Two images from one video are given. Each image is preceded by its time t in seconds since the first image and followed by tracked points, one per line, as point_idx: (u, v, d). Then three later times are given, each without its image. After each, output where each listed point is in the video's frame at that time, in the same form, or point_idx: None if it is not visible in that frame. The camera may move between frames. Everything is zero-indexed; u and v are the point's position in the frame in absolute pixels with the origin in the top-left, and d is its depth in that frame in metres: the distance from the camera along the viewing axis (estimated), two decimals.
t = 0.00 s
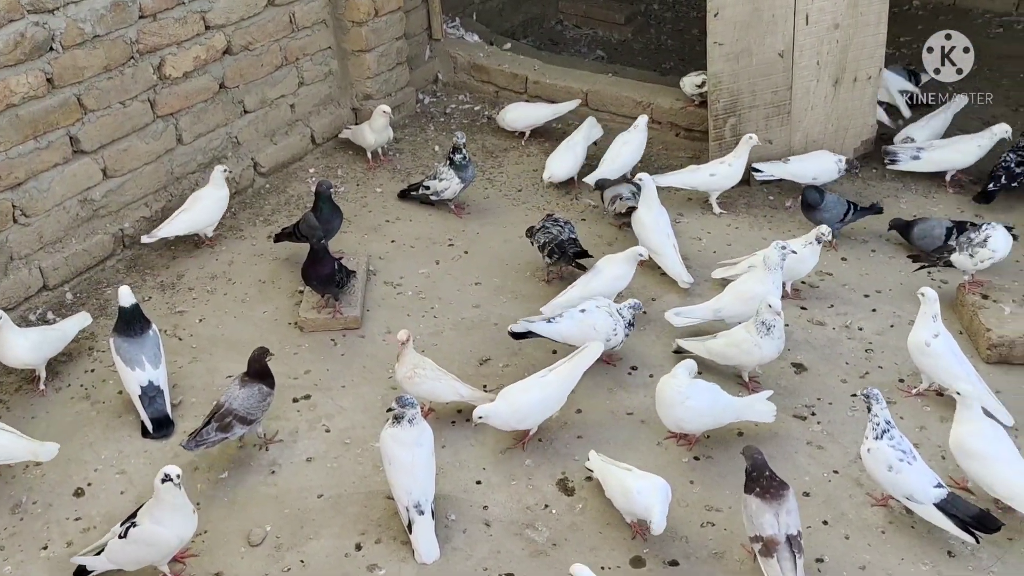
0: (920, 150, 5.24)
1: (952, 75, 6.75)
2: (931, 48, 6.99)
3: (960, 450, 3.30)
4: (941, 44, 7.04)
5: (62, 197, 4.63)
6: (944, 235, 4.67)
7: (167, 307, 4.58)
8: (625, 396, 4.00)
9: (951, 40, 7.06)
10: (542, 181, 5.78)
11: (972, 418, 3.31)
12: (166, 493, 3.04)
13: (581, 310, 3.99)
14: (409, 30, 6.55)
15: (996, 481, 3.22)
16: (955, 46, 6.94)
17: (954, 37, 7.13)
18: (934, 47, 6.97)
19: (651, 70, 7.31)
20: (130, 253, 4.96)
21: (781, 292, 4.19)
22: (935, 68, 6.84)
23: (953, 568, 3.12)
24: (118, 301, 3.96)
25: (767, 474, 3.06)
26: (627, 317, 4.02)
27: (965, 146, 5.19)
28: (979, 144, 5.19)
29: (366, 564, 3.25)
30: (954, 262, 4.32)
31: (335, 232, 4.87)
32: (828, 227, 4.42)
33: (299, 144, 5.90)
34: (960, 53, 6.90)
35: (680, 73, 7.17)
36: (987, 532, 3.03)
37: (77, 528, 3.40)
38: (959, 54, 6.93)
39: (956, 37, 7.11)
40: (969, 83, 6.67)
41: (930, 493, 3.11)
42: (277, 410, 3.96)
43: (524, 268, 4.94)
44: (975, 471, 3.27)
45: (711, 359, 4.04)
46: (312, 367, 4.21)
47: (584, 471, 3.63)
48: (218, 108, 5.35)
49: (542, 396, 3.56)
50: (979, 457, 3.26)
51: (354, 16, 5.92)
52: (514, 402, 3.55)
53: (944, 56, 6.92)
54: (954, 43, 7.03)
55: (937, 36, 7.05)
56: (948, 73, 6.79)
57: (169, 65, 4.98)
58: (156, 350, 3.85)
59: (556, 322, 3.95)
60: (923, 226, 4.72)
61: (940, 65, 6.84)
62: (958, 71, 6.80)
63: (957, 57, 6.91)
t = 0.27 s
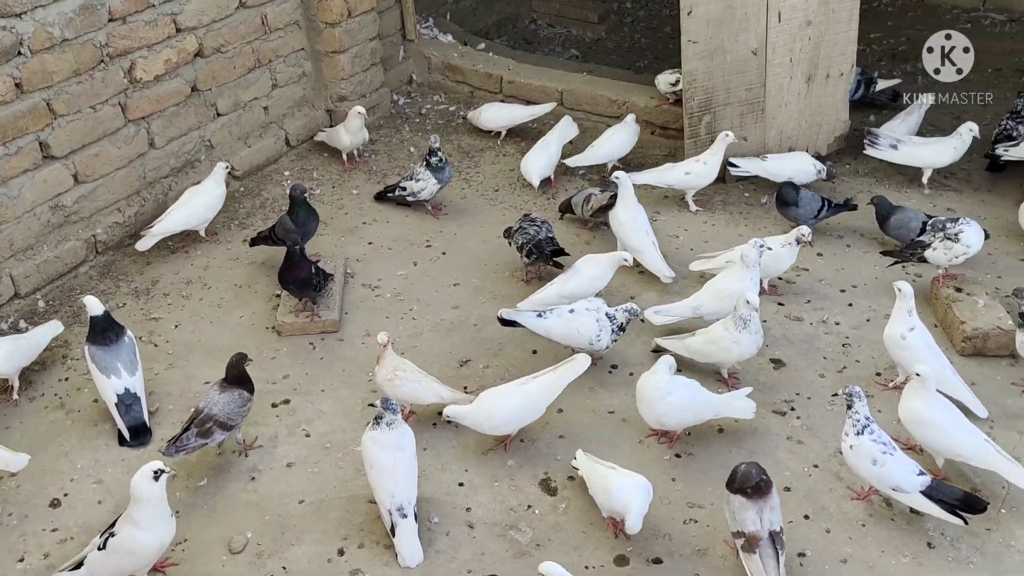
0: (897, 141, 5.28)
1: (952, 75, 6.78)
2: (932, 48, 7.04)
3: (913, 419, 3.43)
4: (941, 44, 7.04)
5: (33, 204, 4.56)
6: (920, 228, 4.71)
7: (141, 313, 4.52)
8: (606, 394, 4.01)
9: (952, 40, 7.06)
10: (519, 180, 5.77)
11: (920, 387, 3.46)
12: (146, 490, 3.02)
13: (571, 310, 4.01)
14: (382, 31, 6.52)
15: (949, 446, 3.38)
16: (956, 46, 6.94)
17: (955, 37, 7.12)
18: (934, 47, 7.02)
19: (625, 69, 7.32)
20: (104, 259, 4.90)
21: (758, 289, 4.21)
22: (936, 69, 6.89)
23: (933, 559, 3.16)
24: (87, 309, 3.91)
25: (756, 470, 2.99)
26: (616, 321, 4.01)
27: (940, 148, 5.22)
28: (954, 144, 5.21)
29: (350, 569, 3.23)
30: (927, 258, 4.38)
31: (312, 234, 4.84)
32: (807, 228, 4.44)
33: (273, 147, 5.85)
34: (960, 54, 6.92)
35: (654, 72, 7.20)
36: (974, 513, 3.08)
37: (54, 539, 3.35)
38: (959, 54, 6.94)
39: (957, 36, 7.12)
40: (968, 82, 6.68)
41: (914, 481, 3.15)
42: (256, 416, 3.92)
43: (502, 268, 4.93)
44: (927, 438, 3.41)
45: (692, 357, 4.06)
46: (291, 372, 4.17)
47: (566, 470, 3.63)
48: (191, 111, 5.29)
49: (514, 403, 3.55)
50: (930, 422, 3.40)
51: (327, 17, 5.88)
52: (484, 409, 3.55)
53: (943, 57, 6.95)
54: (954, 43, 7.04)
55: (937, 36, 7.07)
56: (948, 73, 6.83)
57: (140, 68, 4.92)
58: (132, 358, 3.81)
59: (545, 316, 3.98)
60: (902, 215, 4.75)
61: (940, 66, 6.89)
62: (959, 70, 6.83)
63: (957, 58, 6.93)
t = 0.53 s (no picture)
0: (884, 141, 5.28)
1: (952, 75, 6.74)
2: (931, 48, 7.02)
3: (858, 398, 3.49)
4: (942, 44, 7.02)
5: None
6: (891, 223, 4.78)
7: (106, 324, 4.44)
8: (579, 398, 3.98)
9: (952, 40, 7.03)
10: (490, 183, 5.74)
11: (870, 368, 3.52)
12: (111, 512, 2.92)
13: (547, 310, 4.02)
14: (350, 33, 6.45)
15: (889, 426, 3.41)
16: (955, 45, 6.89)
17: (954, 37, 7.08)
18: (934, 47, 6.98)
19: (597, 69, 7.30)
20: (67, 268, 4.81)
21: (730, 290, 4.20)
22: (936, 68, 6.84)
23: (905, 559, 3.16)
24: (47, 321, 3.84)
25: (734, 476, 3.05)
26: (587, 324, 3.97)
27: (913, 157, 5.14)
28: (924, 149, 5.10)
29: None
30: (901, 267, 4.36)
31: (280, 241, 4.77)
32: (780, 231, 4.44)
33: (241, 152, 5.77)
34: (959, 53, 6.88)
35: (625, 72, 7.18)
36: (952, 498, 3.11)
37: (16, 558, 3.27)
38: (959, 54, 6.90)
39: (957, 36, 7.09)
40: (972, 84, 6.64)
41: (891, 478, 3.16)
42: (224, 427, 3.86)
43: (474, 272, 4.89)
44: (870, 418, 3.47)
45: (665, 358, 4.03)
46: (260, 381, 4.11)
47: (539, 476, 3.60)
48: (155, 116, 5.20)
49: (468, 408, 3.54)
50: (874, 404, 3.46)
51: (294, 20, 5.81)
52: (438, 416, 3.56)
53: (944, 57, 6.92)
54: (953, 43, 7.00)
55: (937, 36, 7.04)
56: (948, 73, 6.79)
57: (102, 73, 4.83)
58: (96, 370, 3.73)
59: (523, 315, 4.02)
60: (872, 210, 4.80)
61: (940, 66, 6.85)
62: (959, 70, 6.79)
63: (957, 57, 6.88)
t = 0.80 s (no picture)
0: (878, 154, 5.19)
1: (952, 76, 6.76)
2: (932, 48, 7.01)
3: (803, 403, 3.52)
4: (942, 44, 7.00)
5: None
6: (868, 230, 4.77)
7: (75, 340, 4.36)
8: (556, 412, 3.94)
9: (951, 39, 7.00)
10: (469, 192, 5.69)
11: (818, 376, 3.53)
12: (74, 537, 2.87)
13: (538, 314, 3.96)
14: (327, 41, 6.39)
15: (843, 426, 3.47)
16: (953, 45, 6.87)
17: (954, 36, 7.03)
18: (933, 46, 6.98)
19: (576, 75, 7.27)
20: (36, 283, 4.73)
21: (708, 301, 4.18)
22: (936, 68, 6.86)
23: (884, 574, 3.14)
24: (13, 339, 3.77)
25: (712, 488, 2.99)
26: (561, 331, 3.87)
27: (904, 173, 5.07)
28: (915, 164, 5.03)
29: None
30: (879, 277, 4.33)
31: (254, 253, 4.71)
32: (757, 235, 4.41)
33: (216, 162, 5.70)
34: (958, 53, 6.86)
35: (605, 78, 7.15)
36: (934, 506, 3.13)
37: None
38: (959, 54, 6.88)
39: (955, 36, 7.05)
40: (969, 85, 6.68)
41: (874, 493, 3.14)
42: (195, 445, 3.79)
43: (452, 283, 4.84)
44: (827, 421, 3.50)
45: (640, 364, 4.01)
46: (232, 398, 4.04)
47: (516, 493, 3.55)
48: (127, 127, 5.13)
49: (444, 424, 3.50)
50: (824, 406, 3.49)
51: (269, 28, 5.75)
52: (413, 432, 3.52)
53: (944, 57, 6.91)
54: (953, 42, 6.96)
55: (936, 36, 7.02)
56: (948, 73, 6.80)
57: (71, 84, 4.75)
58: (62, 389, 3.64)
59: (517, 313, 3.98)
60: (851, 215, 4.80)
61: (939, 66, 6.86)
62: (958, 71, 6.80)
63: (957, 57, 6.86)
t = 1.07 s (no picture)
0: (876, 167, 5.11)
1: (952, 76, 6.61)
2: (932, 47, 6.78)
3: (778, 409, 3.52)
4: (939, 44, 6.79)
5: None
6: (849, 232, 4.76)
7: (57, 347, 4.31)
8: (544, 422, 3.89)
9: (950, 37, 6.78)
10: (459, 198, 5.64)
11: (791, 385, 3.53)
12: (45, 549, 2.82)
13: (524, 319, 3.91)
14: (318, 44, 6.35)
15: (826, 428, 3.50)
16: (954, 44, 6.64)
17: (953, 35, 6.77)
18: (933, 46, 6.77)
19: (570, 80, 7.22)
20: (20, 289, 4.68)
21: (698, 309, 4.13)
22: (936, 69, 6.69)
23: None
24: None
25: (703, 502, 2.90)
26: (523, 336, 3.81)
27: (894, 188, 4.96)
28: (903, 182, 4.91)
29: None
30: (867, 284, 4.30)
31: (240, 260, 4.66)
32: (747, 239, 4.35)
33: (204, 167, 5.65)
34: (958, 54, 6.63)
35: (599, 83, 7.10)
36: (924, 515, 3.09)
37: None
38: (959, 54, 6.67)
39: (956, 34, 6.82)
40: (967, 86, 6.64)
41: (867, 505, 3.09)
42: (177, 455, 3.74)
43: (440, 290, 4.79)
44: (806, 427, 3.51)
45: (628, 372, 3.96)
46: (216, 407, 3.99)
47: (501, 505, 3.50)
48: (114, 132, 5.08)
49: (433, 434, 3.45)
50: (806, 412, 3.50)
51: (258, 32, 5.70)
52: (401, 441, 3.46)
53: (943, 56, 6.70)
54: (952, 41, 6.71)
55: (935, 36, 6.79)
56: (947, 74, 6.65)
57: (56, 89, 4.70)
58: (44, 394, 3.59)
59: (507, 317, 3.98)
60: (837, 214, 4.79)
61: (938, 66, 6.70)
62: (959, 71, 6.62)
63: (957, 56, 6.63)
